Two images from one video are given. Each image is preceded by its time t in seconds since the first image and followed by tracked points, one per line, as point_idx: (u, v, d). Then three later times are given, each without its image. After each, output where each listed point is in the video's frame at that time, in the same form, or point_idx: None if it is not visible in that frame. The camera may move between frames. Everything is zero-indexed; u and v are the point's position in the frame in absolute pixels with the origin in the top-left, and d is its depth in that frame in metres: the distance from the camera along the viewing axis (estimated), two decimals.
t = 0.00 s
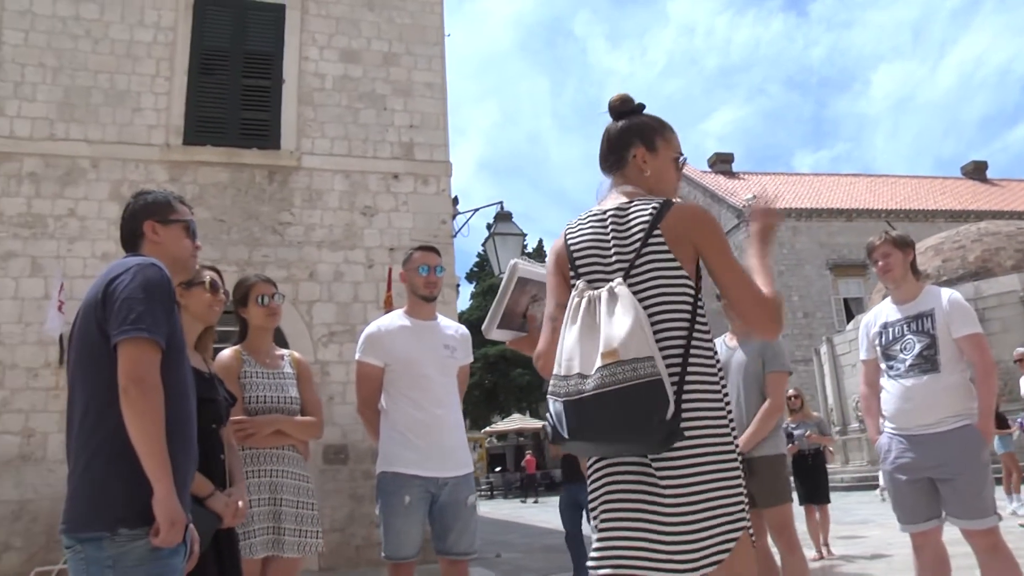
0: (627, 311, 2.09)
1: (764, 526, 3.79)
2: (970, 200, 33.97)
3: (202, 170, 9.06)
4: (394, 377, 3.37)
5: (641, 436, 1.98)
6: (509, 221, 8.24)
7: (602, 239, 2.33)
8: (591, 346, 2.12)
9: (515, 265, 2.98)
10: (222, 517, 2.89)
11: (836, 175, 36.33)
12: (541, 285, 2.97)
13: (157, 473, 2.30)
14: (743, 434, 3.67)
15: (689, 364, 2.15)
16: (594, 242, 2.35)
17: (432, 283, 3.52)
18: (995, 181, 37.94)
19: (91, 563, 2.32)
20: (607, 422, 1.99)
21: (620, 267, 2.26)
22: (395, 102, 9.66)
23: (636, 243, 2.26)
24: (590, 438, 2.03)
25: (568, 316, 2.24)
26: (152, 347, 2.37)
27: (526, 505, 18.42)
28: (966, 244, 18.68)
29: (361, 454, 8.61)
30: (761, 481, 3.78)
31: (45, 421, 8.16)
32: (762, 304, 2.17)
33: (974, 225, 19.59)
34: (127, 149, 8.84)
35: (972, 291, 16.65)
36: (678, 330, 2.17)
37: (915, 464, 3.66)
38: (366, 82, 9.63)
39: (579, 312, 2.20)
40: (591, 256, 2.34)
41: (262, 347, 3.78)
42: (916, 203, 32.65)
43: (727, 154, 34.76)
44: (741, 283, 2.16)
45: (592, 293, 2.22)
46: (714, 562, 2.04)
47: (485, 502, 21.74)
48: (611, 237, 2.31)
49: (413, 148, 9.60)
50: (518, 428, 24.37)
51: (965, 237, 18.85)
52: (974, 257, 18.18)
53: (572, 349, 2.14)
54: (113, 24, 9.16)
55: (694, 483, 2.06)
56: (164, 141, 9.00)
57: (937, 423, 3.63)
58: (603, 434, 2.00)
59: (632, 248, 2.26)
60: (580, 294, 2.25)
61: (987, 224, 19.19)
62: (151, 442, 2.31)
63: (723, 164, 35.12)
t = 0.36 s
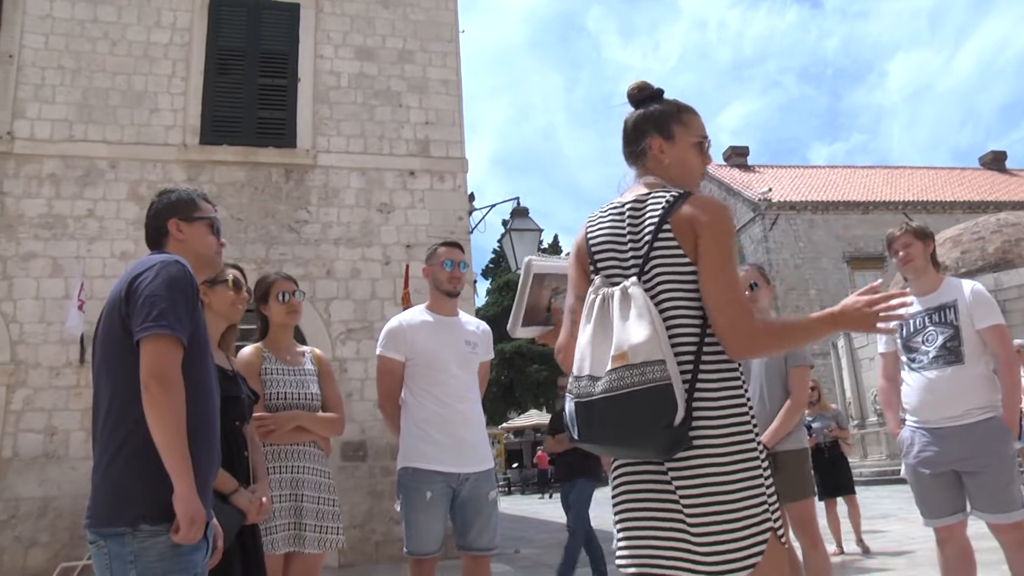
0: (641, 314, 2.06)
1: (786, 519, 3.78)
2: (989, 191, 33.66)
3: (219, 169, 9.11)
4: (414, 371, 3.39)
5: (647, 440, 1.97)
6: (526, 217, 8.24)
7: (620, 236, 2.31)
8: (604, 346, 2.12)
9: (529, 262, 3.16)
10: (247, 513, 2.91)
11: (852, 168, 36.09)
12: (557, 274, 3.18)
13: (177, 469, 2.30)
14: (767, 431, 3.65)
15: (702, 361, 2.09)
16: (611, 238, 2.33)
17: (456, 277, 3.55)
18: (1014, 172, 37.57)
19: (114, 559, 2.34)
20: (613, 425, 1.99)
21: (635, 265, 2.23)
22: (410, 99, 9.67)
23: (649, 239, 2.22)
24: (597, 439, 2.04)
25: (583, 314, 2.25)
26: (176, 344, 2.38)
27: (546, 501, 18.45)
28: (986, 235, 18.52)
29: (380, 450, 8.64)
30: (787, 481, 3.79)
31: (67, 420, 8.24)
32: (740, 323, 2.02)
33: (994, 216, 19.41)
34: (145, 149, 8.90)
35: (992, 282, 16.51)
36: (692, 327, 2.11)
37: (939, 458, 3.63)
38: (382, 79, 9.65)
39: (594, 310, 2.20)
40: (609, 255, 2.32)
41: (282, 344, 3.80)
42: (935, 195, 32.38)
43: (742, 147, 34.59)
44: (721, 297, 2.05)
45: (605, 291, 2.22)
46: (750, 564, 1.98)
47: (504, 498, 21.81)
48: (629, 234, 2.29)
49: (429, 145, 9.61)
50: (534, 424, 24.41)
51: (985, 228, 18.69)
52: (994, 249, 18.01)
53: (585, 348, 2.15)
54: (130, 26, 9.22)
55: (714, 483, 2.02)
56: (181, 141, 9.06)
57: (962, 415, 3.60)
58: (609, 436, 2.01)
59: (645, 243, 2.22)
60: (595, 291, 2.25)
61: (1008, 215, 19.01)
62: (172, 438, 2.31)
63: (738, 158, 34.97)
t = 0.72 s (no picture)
0: (649, 305, 2.07)
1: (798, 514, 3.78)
2: (1000, 186, 33.49)
3: (229, 168, 9.15)
4: (427, 366, 3.40)
5: (641, 434, 1.99)
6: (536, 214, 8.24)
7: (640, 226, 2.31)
8: (610, 336, 2.13)
9: (553, 249, 3.09)
10: (260, 510, 2.91)
11: (861, 164, 35.97)
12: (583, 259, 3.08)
13: (190, 465, 2.31)
14: (779, 425, 3.65)
15: (710, 350, 2.09)
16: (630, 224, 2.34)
17: (470, 273, 3.56)
18: None
19: (130, 554, 2.35)
20: (612, 417, 2.00)
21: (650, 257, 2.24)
22: (419, 97, 9.68)
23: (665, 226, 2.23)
24: (594, 430, 2.05)
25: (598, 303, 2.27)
26: (188, 341, 2.39)
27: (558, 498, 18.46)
28: (996, 229, 18.43)
29: (391, 447, 8.66)
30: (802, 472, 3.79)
31: (79, 418, 8.26)
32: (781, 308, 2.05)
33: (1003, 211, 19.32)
34: (154, 148, 8.94)
35: (1004, 277, 16.44)
36: (703, 314, 2.11)
37: (955, 453, 3.62)
38: (390, 77, 9.66)
39: (606, 299, 2.21)
40: (628, 246, 2.34)
41: (294, 340, 3.81)
42: (945, 190, 32.22)
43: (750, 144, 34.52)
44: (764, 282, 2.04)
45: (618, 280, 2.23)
46: (745, 563, 1.96)
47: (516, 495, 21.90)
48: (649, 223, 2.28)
49: (438, 142, 9.61)
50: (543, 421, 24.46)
51: (995, 223, 18.61)
52: (1004, 244, 17.94)
53: (591, 336, 2.16)
54: (140, 26, 9.25)
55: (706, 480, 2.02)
56: (191, 140, 9.09)
57: (978, 410, 3.60)
58: (607, 428, 2.02)
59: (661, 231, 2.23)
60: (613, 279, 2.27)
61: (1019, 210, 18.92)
62: (185, 434, 2.32)
63: (746, 155, 34.90)
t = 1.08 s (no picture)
0: (679, 299, 2.09)
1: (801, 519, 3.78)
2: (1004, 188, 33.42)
3: (232, 165, 9.16)
4: (430, 364, 3.40)
5: (677, 428, 1.98)
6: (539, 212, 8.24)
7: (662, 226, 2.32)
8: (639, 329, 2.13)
9: (567, 245, 3.06)
10: (261, 507, 2.91)
11: (866, 164, 35.91)
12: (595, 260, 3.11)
13: (193, 462, 2.31)
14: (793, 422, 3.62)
15: (736, 352, 2.11)
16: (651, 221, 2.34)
17: (476, 271, 3.57)
18: None
19: (135, 549, 2.36)
20: (645, 409, 1.99)
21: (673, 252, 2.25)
22: (423, 95, 9.68)
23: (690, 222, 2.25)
24: (625, 423, 2.04)
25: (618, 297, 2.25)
26: (193, 337, 2.39)
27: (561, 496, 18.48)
28: (1000, 230, 18.39)
29: (393, 445, 8.67)
30: (803, 465, 3.77)
31: (81, 414, 8.28)
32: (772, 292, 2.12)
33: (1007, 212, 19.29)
34: (158, 145, 8.94)
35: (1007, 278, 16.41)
36: (727, 315, 2.15)
37: (961, 454, 3.62)
38: (394, 75, 9.66)
39: (631, 292, 2.20)
40: (646, 241, 2.33)
41: (298, 337, 3.81)
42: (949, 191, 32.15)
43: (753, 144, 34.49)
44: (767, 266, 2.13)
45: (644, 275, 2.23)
46: (766, 559, 2.00)
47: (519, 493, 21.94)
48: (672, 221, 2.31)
49: (442, 140, 9.61)
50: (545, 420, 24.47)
51: (999, 224, 18.57)
52: (1008, 245, 17.91)
53: (619, 331, 2.15)
54: (144, 23, 9.26)
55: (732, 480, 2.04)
56: (194, 137, 9.09)
57: (984, 410, 3.59)
58: (639, 421, 2.01)
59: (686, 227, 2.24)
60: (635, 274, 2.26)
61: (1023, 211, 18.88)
62: (188, 429, 2.32)
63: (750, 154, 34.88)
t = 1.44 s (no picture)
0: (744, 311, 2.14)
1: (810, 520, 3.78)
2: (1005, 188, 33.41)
3: (232, 165, 9.16)
4: (430, 365, 3.40)
5: (751, 438, 2.03)
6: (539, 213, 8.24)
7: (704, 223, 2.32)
8: (706, 332, 2.11)
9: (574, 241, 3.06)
10: (261, 505, 2.91)
11: (867, 164, 35.91)
12: (600, 259, 3.09)
13: (192, 461, 2.31)
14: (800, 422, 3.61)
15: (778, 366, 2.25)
16: (698, 220, 2.33)
17: (476, 272, 3.57)
18: None
19: (136, 548, 2.35)
20: (724, 415, 2.01)
21: (725, 258, 2.28)
22: (423, 95, 9.68)
23: (743, 231, 2.31)
24: (698, 426, 2.03)
25: (672, 296, 2.20)
26: (194, 337, 2.39)
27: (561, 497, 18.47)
28: (1001, 231, 18.37)
29: (392, 445, 8.67)
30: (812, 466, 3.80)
31: (82, 414, 8.28)
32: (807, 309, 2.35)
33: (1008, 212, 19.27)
34: (158, 145, 8.94)
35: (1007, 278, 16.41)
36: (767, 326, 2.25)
37: (960, 455, 3.62)
38: (394, 75, 9.67)
39: (695, 294, 2.17)
40: (690, 239, 2.30)
41: (298, 337, 3.81)
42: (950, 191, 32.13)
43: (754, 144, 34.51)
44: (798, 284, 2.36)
45: (704, 279, 2.22)
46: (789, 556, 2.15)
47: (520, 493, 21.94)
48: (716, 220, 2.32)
49: (442, 141, 9.61)
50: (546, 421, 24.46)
51: (1000, 224, 18.55)
52: (1009, 246, 17.90)
53: (687, 331, 2.11)
54: (144, 23, 9.26)
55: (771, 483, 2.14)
56: (194, 137, 9.09)
57: (983, 411, 3.59)
58: (717, 427, 2.02)
59: (738, 236, 2.30)
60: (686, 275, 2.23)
61: None
62: (186, 427, 2.32)
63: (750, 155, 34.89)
